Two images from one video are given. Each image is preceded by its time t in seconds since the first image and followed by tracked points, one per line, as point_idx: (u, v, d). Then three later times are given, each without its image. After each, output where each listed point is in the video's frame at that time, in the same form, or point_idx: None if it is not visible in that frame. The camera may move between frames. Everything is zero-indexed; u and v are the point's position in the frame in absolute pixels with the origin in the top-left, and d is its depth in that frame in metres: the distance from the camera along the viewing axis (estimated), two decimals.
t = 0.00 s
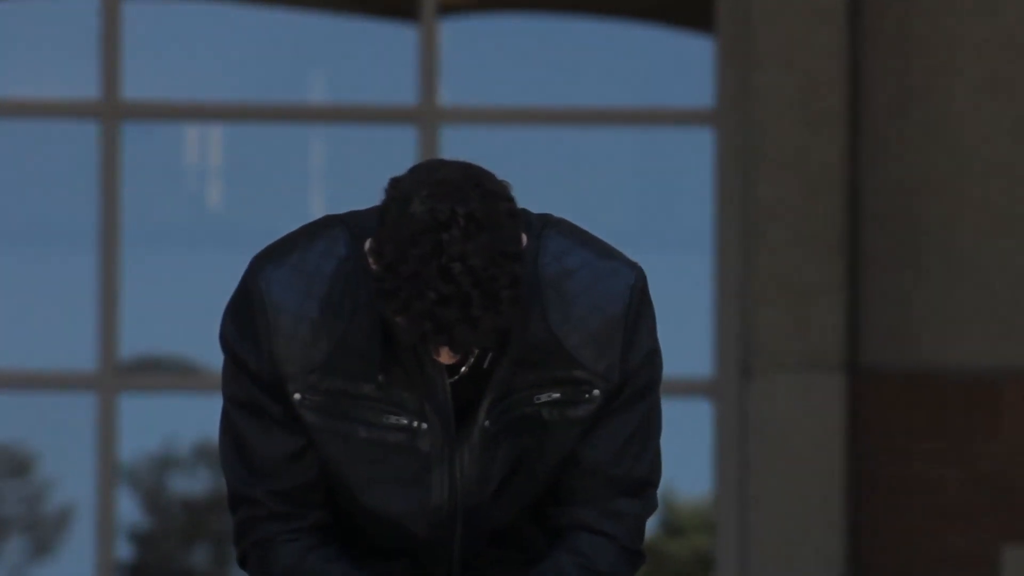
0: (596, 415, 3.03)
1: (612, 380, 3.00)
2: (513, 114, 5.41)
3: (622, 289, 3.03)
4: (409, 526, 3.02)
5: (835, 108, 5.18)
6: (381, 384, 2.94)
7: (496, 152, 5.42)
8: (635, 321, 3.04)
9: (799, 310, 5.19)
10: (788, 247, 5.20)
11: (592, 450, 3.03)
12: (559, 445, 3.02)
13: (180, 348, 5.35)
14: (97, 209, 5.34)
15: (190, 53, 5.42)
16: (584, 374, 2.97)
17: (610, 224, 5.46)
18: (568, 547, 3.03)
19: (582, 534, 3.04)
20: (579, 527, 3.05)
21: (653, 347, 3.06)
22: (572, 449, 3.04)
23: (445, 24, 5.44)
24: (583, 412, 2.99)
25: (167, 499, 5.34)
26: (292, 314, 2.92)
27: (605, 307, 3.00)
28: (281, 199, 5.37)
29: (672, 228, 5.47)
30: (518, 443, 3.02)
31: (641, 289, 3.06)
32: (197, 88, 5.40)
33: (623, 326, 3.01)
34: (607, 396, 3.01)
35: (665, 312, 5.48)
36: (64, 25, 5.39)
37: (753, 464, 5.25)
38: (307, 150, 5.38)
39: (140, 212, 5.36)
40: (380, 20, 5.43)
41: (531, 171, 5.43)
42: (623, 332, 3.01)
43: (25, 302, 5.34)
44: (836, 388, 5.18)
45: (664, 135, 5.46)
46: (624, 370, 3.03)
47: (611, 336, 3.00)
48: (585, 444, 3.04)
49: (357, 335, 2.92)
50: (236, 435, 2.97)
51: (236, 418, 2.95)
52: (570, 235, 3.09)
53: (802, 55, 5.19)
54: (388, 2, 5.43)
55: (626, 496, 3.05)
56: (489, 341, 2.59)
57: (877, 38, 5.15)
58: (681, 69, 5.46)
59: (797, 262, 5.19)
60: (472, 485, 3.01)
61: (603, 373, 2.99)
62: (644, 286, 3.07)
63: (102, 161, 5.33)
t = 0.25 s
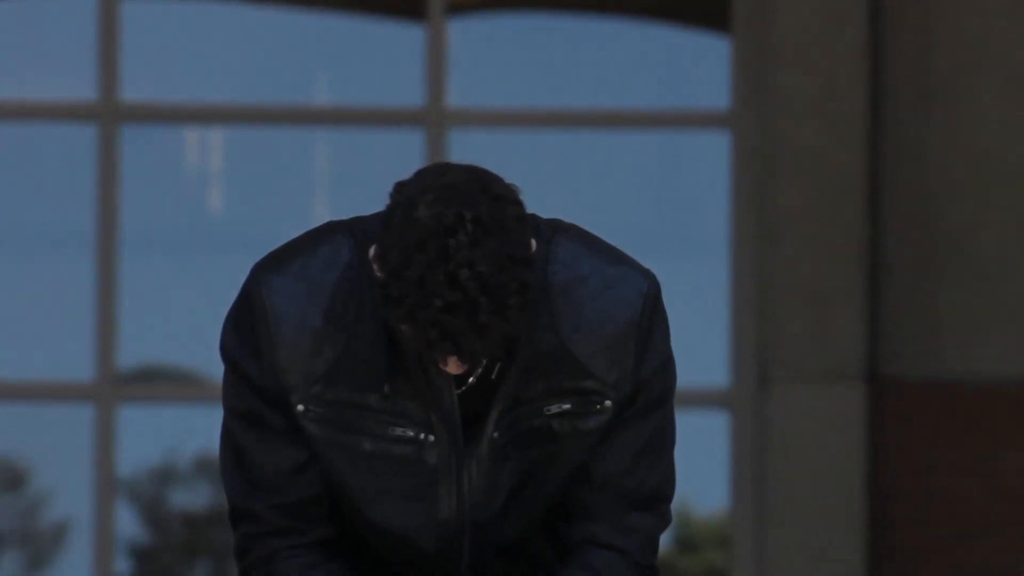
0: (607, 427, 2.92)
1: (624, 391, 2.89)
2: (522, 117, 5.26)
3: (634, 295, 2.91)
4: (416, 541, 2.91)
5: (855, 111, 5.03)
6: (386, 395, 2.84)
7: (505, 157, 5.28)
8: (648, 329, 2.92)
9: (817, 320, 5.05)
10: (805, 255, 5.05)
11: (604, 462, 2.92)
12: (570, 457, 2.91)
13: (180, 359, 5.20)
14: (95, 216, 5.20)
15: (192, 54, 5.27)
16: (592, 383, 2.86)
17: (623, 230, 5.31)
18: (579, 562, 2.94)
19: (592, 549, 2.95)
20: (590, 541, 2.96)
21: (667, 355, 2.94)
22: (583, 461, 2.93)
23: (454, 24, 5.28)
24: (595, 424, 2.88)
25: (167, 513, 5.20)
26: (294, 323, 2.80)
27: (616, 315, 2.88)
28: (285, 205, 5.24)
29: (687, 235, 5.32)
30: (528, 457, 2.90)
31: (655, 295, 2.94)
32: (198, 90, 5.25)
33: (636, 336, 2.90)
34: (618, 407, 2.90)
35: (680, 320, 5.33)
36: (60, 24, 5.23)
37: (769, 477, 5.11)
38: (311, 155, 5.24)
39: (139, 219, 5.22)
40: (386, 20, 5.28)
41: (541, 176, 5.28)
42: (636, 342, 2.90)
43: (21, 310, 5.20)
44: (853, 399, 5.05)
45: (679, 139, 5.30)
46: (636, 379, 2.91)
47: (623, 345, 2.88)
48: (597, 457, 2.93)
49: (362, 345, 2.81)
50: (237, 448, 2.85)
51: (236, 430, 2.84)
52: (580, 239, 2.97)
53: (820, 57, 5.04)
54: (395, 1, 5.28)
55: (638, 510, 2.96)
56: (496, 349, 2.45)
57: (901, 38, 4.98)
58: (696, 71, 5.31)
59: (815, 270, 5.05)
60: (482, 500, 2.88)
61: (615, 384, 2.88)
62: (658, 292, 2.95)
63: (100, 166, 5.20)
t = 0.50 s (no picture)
0: (620, 439, 2.92)
1: (637, 401, 2.88)
2: (533, 120, 5.12)
3: (645, 305, 2.92)
4: (423, 557, 2.93)
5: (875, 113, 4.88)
6: (393, 406, 2.86)
7: (515, 160, 5.13)
8: (662, 340, 2.92)
9: (840, 326, 4.88)
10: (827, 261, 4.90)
11: (616, 474, 2.92)
12: (582, 470, 2.92)
13: (180, 369, 5.06)
14: (92, 221, 5.06)
15: (191, 54, 5.12)
16: (605, 395, 2.87)
17: (635, 236, 5.15)
18: None
19: (603, 565, 2.91)
20: (599, 556, 2.92)
21: (680, 366, 2.94)
22: (596, 474, 2.93)
23: (463, 23, 5.13)
24: (606, 436, 2.89)
25: (166, 528, 5.04)
26: (299, 334, 2.82)
27: (628, 325, 2.89)
28: (288, 210, 5.09)
29: (702, 241, 5.16)
30: (537, 469, 2.92)
31: (669, 306, 2.95)
32: (198, 92, 5.11)
33: (649, 344, 2.90)
34: (631, 418, 2.89)
35: (695, 330, 5.16)
36: (56, 24, 5.09)
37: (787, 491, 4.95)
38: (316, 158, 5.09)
39: (137, 225, 5.08)
40: (393, 19, 5.13)
41: (553, 180, 5.13)
42: (649, 351, 2.90)
43: (14, 319, 5.05)
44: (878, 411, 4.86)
45: (695, 143, 5.15)
46: (650, 391, 2.91)
47: (636, 355, 2.89)
48: (610, 469, 2.92)
49: (369, 355, 2.84)
50: (238, 461, 2.86)
51: (238, 443, 2.85)
52: (592, 251, 2.99)
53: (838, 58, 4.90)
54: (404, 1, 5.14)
55: (652, 524, 2.92)
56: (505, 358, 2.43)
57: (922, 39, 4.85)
58: (712, 73, 5.16)
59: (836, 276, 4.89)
60: (487, 514, 2.91)
61: (628, 395, 2.88)
62: (670, 303, 2.96)
63: (97, 170, 5.05)
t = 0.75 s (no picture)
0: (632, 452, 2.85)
1: (649, 413, 2.82)
2: (544, 123, 4.96)
3: (658, 312, 2.85)
4: (430, 575, 2.85)
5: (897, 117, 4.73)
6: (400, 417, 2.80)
7: (526, 165, 4.97)
8: (675, 347, 2.85)
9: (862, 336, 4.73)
10: (847, 269, 4.75)
11: (628, 489, 2.84)
12: (594, 484, 2.86)
13: (181, 379, 4.91)
14: (90, 229, 4.91)
15: (191, 55, 4.97)
16: (618, 406, 2.81)
17: (649, 243, 5.00)
18: None
19: None
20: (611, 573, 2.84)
21: (696, 376, 2.86)
22: (608, 488, 2.86)
23: (472, 24, 4.99)
24: (617, 449, 2.83)
25: (166, 543, 4.91)
26: (301, 343, 2.75)
27: (643, 334, 2.82)
28: (292, 216, 4.94)
29: (718, 248, 5.00)
30: (548, 482, 2.87)
31: (682, 313, 2.88)
32: (198, 93, 4.96)
33: (663, 352, 2.83)
34: (643, 431, 2.83)
35: (712, 339, 5.00)
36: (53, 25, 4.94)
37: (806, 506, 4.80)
38: (321, 162, 4.94)
39: (136, 231, 4.93)
40: (401, 20, 4.98)
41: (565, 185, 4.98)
42: (663, 362, 2.83)
43: (9, 328, 4.91)
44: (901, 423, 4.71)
45: (711, 146, 5.00)
46: (663, 401, 2.83)
47: (649, 365, 2.82)
48: (622, 483, 2.85)
49: (374, 365, 2.77)
50: (238, 474, 2.79)
51: (238, 454, 2.78)
52: (605, 255, 2.91)
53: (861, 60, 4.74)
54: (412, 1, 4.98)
55: (666, 539, 2.83)
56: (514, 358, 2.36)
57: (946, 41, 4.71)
58: (729, 74, 5.00)
59: (857, 285, 4.74)
60: (497, 528, 2.84)
61: (639, 406, 2.81)
62: (685, 310, 2.88)
63: (95, 175, 4.90)
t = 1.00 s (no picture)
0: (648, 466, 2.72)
1: (665, 426, 2.67)
2: (554, 127, 4.82)
3: (675, 319, 2.69)
4: None
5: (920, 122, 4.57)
6: (409, 427, 2.71)
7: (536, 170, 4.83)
8: (691, 356, 2.69)
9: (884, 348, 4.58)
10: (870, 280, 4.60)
11: (643, 504, 2.70)
12: (606, 497, 2.73)
13: (181, 393, 4.78)
14: (86, 236, 4.77)
15: (190, 56, 4.83)
16: (632, 417, 2.67)
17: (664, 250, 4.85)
18: None
19: None
20: None
21: (713, 387, 2.70)
22: (621, 503, 2.73)
23: (481, 23, 4.83)
24: (631, 461, 2.69)
25: (166, 561, 4.79)
26: (305, 349, 2.64)
27: (658, 342, 2.67)
28: (295, 223, 4.80)
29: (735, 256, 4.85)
30: (560, 495, 2.77)
31: (701, 318, 2.72)
32: (199, 97, 4.82)
33: (679, 359, 2.68)
34: (658, 444, 2.69)
35: (728, 350, 4.85)
36: (49, 27, 4.81)
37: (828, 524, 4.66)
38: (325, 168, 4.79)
39: (134, 239, 4.79)
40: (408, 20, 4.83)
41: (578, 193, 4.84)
42: (678, 372, 2.68)
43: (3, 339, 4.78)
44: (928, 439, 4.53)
45: (728, 151, 4.84)
46: (680, 414, 2.68)
47: (664, 374, 2.67)
48: (637, 498, 2.71)
49: (381, 372, 2.68)
50: (240, 491, 2.68)
51: (240, 468, 2.67)
52: (618, 261, 2.78)
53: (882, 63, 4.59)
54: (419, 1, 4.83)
55: (684, 556, 2.69)
56: (536, 299, 2.32)
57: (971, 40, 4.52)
58: (747, 76, 4.85)
59: (880, 295, 4.59)
60: (509, 538, 2.77)
61: (654, 416, 2.67)
62: (702, 316, 2.72)
63: (92, 180, 4.76)
